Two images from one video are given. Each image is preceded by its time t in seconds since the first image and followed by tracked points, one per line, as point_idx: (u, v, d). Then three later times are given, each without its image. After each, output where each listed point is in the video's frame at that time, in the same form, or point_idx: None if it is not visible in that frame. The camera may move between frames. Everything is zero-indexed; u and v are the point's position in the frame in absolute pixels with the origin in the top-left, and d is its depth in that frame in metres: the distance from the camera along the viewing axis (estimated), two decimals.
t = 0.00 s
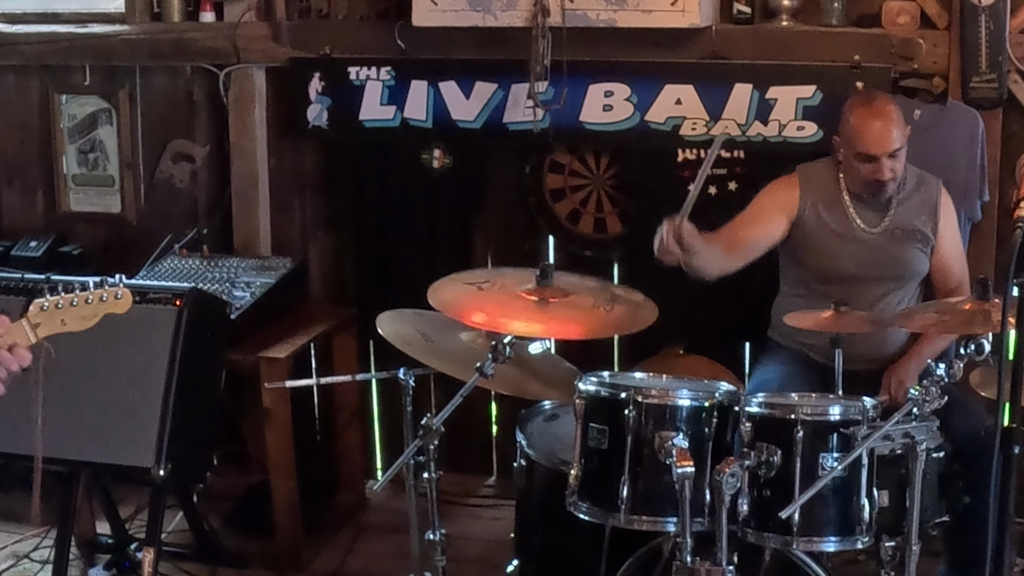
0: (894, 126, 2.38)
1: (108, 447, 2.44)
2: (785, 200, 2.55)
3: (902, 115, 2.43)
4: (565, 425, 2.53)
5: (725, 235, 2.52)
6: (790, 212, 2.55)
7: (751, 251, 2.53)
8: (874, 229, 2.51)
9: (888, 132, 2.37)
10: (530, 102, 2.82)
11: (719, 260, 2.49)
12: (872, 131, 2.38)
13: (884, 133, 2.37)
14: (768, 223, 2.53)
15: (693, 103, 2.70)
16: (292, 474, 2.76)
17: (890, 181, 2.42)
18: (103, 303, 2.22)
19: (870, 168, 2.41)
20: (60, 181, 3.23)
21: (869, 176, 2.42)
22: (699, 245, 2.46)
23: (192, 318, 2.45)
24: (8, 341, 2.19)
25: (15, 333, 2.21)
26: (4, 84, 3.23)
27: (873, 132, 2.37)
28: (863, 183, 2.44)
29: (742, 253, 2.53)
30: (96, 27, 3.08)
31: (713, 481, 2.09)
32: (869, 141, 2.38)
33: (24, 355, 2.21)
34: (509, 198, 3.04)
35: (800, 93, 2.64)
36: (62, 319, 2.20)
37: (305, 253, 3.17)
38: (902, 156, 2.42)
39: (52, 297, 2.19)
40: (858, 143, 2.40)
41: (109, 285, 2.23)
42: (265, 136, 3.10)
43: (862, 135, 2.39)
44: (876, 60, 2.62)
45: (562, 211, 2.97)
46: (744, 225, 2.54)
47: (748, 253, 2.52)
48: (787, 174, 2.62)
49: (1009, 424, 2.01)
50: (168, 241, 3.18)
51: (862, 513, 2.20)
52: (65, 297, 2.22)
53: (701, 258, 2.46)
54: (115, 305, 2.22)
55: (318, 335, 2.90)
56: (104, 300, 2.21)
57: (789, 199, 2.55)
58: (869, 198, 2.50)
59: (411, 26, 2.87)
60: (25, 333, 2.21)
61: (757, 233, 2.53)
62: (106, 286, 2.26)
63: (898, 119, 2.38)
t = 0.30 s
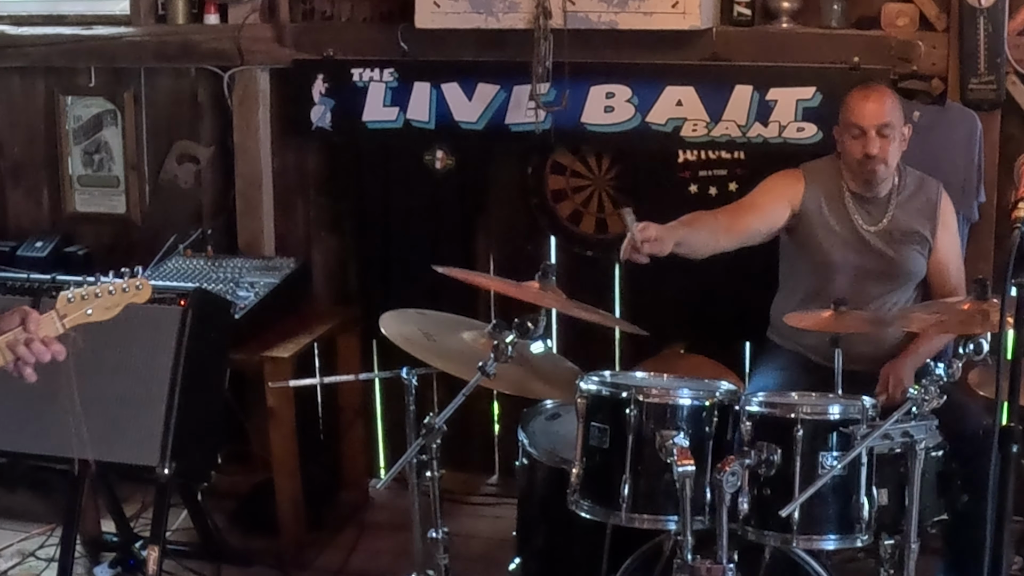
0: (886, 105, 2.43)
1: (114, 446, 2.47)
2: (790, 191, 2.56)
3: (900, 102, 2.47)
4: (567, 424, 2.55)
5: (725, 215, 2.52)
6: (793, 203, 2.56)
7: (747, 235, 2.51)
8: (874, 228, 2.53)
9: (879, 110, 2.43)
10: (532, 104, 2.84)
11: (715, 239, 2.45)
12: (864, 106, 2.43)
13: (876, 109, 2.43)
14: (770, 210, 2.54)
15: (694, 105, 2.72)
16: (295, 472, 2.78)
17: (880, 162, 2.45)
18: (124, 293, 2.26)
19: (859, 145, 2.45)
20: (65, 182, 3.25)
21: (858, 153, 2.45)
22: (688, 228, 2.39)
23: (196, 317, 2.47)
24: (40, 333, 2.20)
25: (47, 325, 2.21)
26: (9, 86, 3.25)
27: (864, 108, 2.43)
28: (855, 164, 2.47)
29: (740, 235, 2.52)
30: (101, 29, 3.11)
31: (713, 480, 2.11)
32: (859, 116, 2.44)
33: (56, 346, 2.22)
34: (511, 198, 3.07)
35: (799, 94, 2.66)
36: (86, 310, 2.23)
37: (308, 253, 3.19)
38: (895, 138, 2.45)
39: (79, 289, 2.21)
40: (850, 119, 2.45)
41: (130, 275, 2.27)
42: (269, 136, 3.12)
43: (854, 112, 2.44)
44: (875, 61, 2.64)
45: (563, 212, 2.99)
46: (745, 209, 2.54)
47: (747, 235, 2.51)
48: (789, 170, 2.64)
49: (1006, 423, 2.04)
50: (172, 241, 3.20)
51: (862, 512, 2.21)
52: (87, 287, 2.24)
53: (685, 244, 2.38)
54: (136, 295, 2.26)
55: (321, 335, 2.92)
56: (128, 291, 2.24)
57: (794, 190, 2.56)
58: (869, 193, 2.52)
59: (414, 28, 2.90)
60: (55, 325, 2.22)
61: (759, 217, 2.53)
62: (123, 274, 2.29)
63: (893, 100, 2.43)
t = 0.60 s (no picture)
0: (887, 110, 2.45)
1: (119, 445, 2.49)
2: (791, 191, 2.58)
3: (901, 107, 2.49)
4: (569, 423, 2.58)
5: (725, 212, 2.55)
6: (794, 203, 2.58)
7: (748, 233, 2.55)
8: (874, 228, 2.54)
9: (881, 114, 2.45)
10: (534, 105, 2.86)
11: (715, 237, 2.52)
12: (865, 111, 2.46)
13: (878, 114, 2.45)
14: (771, 210, 2.56)
15: (695, 106, 2.74)
16: (299, 471, 2.81)
17: (877, 165, 2.48)
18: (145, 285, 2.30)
19: (858, 147, 2.48)
20: (70, 183, 3.28)
21: (857, 155, 2.48)
22: (684, 228, 2.49)
23: (200, 317, 2.49)
24: (73, 323, 2.28)
25: (78, 316, 2.28)
26: (15, 88, 3.27)
27: (866, 113, 2.45)
28: (852, 166, 2.50)
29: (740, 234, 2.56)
30: (106, 31, 3.13)
31: (714, 478, 2.13)
32: (859, 120, 2.46)
33: (88, 334, 2.30)
34: (513, 199, 3.09)
35: (799, 96, 2.68)
36: (114, 301, 2.28)
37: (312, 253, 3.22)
38: (893, 144, 2.47)
39: (106, 282, 2.27)
40: (851, 122, 2.48)
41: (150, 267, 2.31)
42: (273, 137, 3.14)
43: (856, 115, 2.47)
44: (874, 63, 2.67)
45: (564, 212, 3.02)
46: (746, 207, 2.57)
47: (746, 233, 2.55)
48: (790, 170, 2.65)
49: (1004, 422, 2.06)
50: (177, 242, 3.23)
51: (861, 510, 2.23)
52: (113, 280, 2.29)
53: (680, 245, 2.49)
54: (158, 287, 2.31)
55: (324, 335, 2.94)
56: (150, 284, 2.29)
57: (795, 190, 2.58)
58: (869, 193, 2.54)
59: (416, 30, 2.93)
60: (88, 315, 2.28)
61: (760, 214, 2.55)
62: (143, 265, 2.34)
63: (894, 105, 2.45)
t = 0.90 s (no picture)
0: (880, 99, 2.49)
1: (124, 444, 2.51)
2: (789, 192, 2.60)
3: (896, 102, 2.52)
4: (570, 422, 2.60)
5: (724, 214, 2.55)
6: (792, 204, 2.60)
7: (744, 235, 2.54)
8: (874, 228, 2.56)
9: (873, 103, 2.48)
10: (536, 106, 2.88)
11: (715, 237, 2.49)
12: (858, 98, 2.49)
13: (870, 101, 2.49)
14: (768, 210, 2.58)
15: (696, 108, 2.76)
16: (302, 469, 2.83)
17: (870, 152, 2.49)
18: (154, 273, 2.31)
19: (850, 135, 2.51)
20: (76, 184, 3.30)
21: (849, 143, 2.51)
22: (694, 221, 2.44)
23: (205, 317, 2.52)
24: (88, 312, 2.30)
25: (92, 305, 2.30)
26: (21, 89, 3.29)
27: (858, 101, 2.49)
28: (846, 156, 2.53)
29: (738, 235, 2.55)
30: (111, 33, 3.15)
31: (714, 477, 2.15)
32: (851, 109, 2.50)
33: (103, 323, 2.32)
34: (515, 200, 3.11)
35: (799, 97, 2.70)
36: (124, 290, 2.30)
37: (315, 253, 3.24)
38: (888, 133, 2.49)
39: (115, 272, 2.29)
40: (844, 111, 2.52)
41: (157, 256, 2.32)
42: (277, 139, 3.16)
43: (849, 105, 2.51)
44: (873, 65, 2.68)
45: (567, 213, 3.04)
46: (744, 210, 2.57)
47: (744, 236, 2.55)
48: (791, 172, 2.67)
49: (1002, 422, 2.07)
50: (182, 242, 3.25)
51: (860, 509, 2.26)
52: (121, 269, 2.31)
53: (688, 238, 2.44)
54: (168, 275, 2.32)
55: (327, 335, 2.96)
56: (158, 273, 2.30)
57: (793, 191, 2.60)
58: (868, 192, 2.56)
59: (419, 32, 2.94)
60: (101, 305, 2.30)
61: (757, 219, 2.57)
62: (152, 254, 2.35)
63: (887, 95, 2.48)
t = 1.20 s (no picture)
0: (877, 97, 2.53)
1: (130, 443, 2.53)
2: (792, 191, 2.62)
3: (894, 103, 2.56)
4: (572, 422, 2.62)
5: (729, 216, 2.58)
6: (796, 204, 2.61)
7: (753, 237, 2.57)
8: (873, 226, 2.58)
9: (870, 101, 2.52)
10: (538, 108, 2.89)
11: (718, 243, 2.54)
12: (854, 97, 2.53)
13: (867, 100, 2.52)
14: (772, 209, 2.60)
15: (697, 109, 2.78)
16: (306, 468, 2.85)
17: (870, 149, 2.51)
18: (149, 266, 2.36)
19: (849, 133, 2.54)
20: (81, 185, 3.33)
21: (848, 142, 2.54)
22: (690, 235, 2.50)
23: (210, 317, 2.54)
24: (85, 306, 2.32)
25: (89, 299, 2.32)
26: (27, 91, 3.32)
27: (856, 100, 2.53)
28: (846, 155, 2.55)
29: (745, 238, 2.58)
30: (116, 35, 3.17)
31: (714, 475, 2.17)
32: (850, 107, 2.54)
33: (100, 317, 2.34)
34: (517, 201, 3.13)
35: (799, 99, 2.72)
36: (121, 284, 2.33)
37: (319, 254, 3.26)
38: (887, 131, 2.52)
39: (113, 266, 2.31)
40: (841, 111, 2.56)
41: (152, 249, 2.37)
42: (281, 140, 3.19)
43: (849, 104, 2.54)
44: (872, 66, 2.70)
45: (569, 213, 3.06)
46: (749, 210, 2.60)
47: (751, 237, 2.57)
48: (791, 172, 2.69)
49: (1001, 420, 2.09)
50: (186, 242, 3.28)
51: (860, 507, 2.27)
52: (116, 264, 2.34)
53: (685, 252, 2.50)
54: (163, 268, 2.37)
55: (331, 335, 2.98)
56: (155, 266, 2.35)
57: (795, 190, 2.62)
58: (867, 190, 2.57)
59: (422, 34, 2.97)
60: (98, 299, 2.32)
61: (762, 217, 2.59)
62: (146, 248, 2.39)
63: (884, 95, 2.52)
